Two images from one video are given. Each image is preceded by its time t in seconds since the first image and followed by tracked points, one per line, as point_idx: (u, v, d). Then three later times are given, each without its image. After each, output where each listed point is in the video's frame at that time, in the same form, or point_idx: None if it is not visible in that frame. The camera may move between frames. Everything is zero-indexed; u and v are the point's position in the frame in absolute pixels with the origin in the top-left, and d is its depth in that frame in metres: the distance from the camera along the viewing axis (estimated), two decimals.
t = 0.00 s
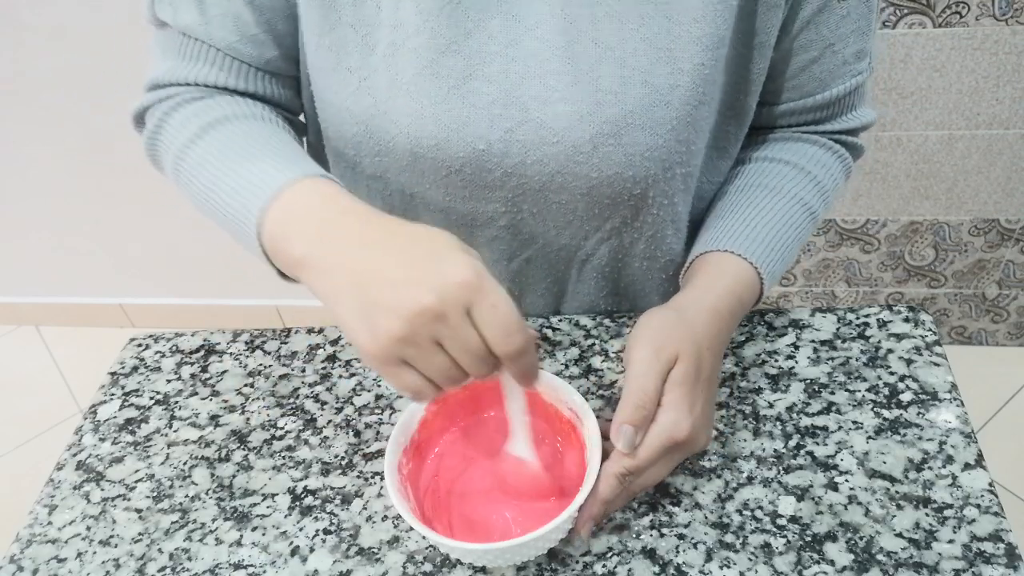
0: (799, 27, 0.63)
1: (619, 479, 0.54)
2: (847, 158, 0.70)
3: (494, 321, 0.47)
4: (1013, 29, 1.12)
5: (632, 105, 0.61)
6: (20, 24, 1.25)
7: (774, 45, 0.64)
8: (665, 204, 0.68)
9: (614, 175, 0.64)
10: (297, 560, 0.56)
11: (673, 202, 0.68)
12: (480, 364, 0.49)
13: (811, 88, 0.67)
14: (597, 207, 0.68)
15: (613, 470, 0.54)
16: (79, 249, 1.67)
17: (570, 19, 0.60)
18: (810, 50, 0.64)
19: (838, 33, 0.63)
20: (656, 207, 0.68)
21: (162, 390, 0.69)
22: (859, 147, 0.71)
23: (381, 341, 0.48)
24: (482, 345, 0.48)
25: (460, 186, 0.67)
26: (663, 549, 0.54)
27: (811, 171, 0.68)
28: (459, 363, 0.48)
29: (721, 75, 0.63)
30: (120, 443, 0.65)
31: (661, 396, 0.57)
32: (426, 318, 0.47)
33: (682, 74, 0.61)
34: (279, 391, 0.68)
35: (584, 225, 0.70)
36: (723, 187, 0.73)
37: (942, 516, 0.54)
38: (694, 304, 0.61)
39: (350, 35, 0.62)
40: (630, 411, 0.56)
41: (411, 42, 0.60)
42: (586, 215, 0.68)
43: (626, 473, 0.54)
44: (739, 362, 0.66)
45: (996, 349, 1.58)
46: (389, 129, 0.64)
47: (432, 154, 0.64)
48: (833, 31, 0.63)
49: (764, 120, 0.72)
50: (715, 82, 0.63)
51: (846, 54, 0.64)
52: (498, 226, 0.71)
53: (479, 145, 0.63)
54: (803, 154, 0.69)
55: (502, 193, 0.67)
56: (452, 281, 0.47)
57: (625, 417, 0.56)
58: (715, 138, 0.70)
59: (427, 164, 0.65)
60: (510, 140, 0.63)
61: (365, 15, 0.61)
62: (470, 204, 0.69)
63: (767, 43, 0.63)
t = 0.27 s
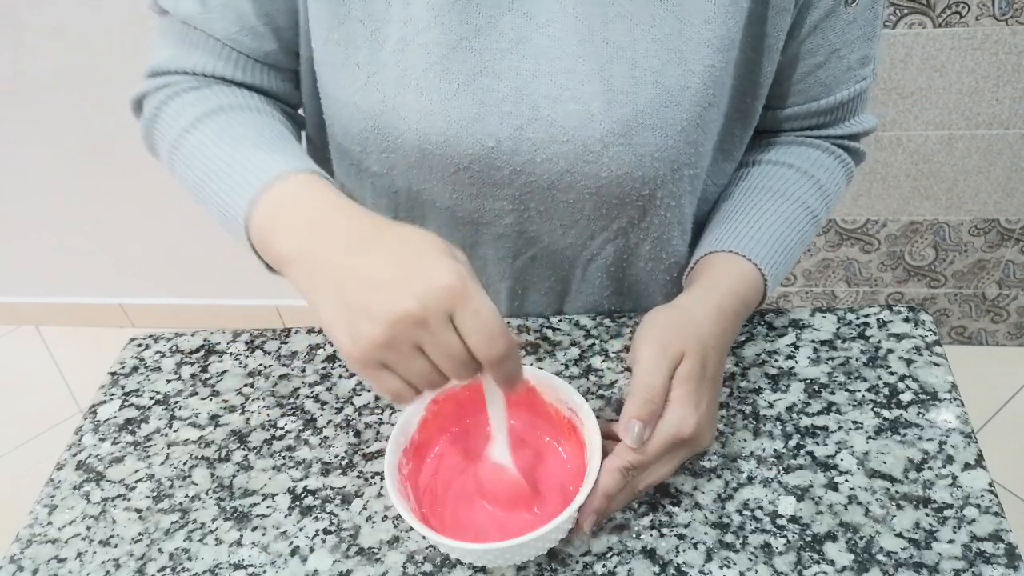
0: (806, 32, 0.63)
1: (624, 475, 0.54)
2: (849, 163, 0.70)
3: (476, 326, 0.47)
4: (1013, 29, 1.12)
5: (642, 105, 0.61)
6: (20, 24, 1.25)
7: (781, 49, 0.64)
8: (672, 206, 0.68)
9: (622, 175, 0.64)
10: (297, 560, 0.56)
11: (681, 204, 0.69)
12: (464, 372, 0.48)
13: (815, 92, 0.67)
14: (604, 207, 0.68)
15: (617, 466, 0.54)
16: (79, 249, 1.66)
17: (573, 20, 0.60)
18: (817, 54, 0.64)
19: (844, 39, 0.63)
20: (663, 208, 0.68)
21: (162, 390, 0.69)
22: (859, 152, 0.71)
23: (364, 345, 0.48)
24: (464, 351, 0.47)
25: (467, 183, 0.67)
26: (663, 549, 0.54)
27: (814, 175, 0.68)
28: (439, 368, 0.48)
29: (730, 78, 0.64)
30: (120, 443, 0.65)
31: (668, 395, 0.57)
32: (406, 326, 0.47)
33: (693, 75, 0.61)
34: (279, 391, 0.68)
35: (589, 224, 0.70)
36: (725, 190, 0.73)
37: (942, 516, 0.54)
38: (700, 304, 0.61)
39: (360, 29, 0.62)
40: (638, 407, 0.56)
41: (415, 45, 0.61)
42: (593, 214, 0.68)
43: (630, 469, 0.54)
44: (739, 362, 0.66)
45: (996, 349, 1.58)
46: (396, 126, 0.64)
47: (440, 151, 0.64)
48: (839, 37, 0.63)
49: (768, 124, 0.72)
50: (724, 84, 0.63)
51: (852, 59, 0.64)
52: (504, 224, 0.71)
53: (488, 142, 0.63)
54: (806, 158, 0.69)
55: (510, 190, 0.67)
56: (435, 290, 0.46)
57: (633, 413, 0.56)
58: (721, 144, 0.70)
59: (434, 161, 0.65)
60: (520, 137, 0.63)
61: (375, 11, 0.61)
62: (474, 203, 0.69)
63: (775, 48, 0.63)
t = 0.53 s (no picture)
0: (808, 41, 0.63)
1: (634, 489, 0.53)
2: (846, 177, 0.70)
3: (461, 292, 0.47)
4: (1013, 29, 1.12)
5: (638, 110, 0.61)
6: (21, 24, 1.25)
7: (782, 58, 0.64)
8: (669, 212, 0.68)
9: (619, 179, 0.64)
10: (297, 560, 0.56)
11: (677, 211, 0.69)
12: (449, 347, 0.48)
13: (815, 104, 0.67)
14: (601, 210, 0.67)
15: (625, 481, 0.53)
16: (79, 249, 1.66)
17: (573, 22, 0.60)
18: (817, 66, 0.64)
19: (846, 49, 0.63)
20: (659, 213, 0.68)
21: (162, 390, 0.69)
22: (858, 167, 0.71)
23: (344, 325, 0.47)
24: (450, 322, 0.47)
25: (465, 181, 0.66)
26: (663, 549, 0.54)
27: (812, 191, 0.68)
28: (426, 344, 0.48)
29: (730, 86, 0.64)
30: (120, 443, 0.65)
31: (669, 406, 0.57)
32: (387, 304, 0.46)
33: (694, 82, 0.61)
34: (279, 391, 0.68)
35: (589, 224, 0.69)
36: (721, 204, 0.73)
37: (942, 516, 0.54)
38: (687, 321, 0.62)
39: (362, 22, 0.62)
40: (636, 420, 0.56)
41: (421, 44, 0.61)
42: (590, 216, 0.68)
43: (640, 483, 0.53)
44: (739, 362, 0.66)
45: (996, 349, 1.58)
46: (397, 119, 0.64)
47: (440, 147, 0.64)
48: (840, 46, 0.63)
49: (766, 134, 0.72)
50: (724, 92, 0.63)
51: (852, 71, 0.64)
52: (503, 222, 0.70)
53: (486, 140, 0.63)
54: (804, 171, 0.69)
55: (507, 188, 0.66)
56: (409, 263, 0.46)
57: (628, 425, 0.56)
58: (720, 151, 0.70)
59: (433, 156, 0.65)
60: (519, 136, 0.63)
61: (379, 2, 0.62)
62: (475, 204, 0.69)
63: (776, 57, 0.63)
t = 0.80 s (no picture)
0: (805, 48, 0.63)
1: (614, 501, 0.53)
2: (837, 202, 0.70)
3: (438, 360, 0.46)
4: (1013, 29, 1.12)
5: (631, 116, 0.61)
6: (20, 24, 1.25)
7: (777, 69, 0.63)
8: (660, 217, 0.68)
9: (611, 185, 0.64)
10: (298, 560, 0.56)
11: (669, 217, 0.68)
12: (417, 410, 0.46)
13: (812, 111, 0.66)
14: (592, 213, 0.67)
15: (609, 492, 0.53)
16: (79, 249, 1.66)
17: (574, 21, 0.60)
18: (811, 78, 0.64)
19: (841, 65, 0.62)
20: (650, 219, 0.68)
21: (162, 390, 0.69)
22: (849, 187, 0.71)
23: (310, 386, 0.45)
24: (423, 386, 0.46)
25: (464, 179, 0.66)
26: (663, 549, 0.54)
27: (798, 217, 0.69)
28: (394, 408, 0.46)
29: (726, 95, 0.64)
30: (120, 443, 0.65)
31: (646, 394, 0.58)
32: (360, 362, 0.45)
33: (690, 91, 0.61)
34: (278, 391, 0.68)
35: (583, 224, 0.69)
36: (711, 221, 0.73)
37: (942, 516, 0.54)
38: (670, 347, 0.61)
39: (365, 18, 0.62)
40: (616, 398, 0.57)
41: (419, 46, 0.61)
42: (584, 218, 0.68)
43: (618, 497, 0.53)
44: (739, 362, 0.66)
45: (996, 349, 1.58)
46: (397, 118, 0.64)
47: (440, 147, 0.64)
48: (834, 62, 0.62)
49: (761, 144, 0.71)
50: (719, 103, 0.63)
51: (847, 87, 0.63)
52: (503, 222, 0.70)
53: (482, 140, 0.63)
54: (792, 197, 0.69)
55: (502, 189, 0.67)
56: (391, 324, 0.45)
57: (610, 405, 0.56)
58: (714, 158, 0.70)
59: (430, 153, 0.65)
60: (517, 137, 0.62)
61: None
62: (475, 205, 0.69)
63: (772, 67, 0.63)
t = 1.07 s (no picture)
0: (809, 49, 0.62)
1: (616, 477, 0.52)
2: (841, 197, 0.70)
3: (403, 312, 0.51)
4: (1012, 29, 1.12)
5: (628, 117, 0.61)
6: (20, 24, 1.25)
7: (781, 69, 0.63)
8: (667, 221, 0.68)
9: (618, 190, 0.65)
10: (298, 560, 0.56)
11: (676, 220, 0.68)
12: (391, 356, 0.52)
13: (814, 113, 0.66)
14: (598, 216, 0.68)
15: (612, 468, 0.53)
16: (79, 249, 1.66)
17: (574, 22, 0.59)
18: (814, 78, 0.63)
19: (844, 63, 0.62)
20: (657, 223, 0.68)
21: (162, 390, 0.69)
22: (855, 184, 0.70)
23: (297, 336, 0.52)
24: (392, 340, 0.51)
25: (464, 181, 0.66)
26: (663, 549, 0.54)
27: (801, 213, 0.68)
28: (371, 354, 0.53)
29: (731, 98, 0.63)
30: (120, 443, 0.65)
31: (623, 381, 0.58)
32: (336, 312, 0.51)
33: (696, 94, 0.60)
34: (279, 391, 0.68)
35: (590, 228, 0.69)
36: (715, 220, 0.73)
37: (942, 516, 0.54)
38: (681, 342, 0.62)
39: (365, 27, 0.61)
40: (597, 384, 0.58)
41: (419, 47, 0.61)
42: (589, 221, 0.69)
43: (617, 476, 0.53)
44: (739, 362, 0.66)
45: (995, 349, 1.58)
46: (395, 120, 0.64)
47: (439, 149, 0.64)
48: (838, 61, 0.62)
49: (764, 143, 0.71)
50: (726, 106, 0.63)
51: (851, 84, 0.63)
52: (502, 224, 0.70)
53: (490, 147, 0.63)
54: (795, 194, 0.69)
55: (509, 195, 0.67)
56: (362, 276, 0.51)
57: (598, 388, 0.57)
58: (718, 158, 0.70)
59: (436, 163, 0.65)
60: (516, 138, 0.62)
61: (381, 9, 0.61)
62: (475, 205, 0.68)
63: (775, 69, 0.62)
